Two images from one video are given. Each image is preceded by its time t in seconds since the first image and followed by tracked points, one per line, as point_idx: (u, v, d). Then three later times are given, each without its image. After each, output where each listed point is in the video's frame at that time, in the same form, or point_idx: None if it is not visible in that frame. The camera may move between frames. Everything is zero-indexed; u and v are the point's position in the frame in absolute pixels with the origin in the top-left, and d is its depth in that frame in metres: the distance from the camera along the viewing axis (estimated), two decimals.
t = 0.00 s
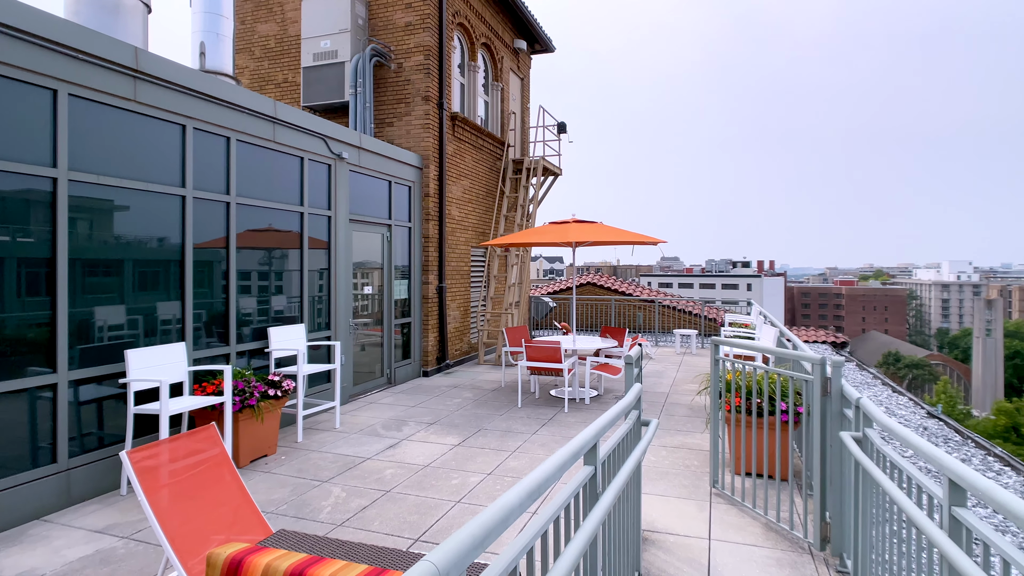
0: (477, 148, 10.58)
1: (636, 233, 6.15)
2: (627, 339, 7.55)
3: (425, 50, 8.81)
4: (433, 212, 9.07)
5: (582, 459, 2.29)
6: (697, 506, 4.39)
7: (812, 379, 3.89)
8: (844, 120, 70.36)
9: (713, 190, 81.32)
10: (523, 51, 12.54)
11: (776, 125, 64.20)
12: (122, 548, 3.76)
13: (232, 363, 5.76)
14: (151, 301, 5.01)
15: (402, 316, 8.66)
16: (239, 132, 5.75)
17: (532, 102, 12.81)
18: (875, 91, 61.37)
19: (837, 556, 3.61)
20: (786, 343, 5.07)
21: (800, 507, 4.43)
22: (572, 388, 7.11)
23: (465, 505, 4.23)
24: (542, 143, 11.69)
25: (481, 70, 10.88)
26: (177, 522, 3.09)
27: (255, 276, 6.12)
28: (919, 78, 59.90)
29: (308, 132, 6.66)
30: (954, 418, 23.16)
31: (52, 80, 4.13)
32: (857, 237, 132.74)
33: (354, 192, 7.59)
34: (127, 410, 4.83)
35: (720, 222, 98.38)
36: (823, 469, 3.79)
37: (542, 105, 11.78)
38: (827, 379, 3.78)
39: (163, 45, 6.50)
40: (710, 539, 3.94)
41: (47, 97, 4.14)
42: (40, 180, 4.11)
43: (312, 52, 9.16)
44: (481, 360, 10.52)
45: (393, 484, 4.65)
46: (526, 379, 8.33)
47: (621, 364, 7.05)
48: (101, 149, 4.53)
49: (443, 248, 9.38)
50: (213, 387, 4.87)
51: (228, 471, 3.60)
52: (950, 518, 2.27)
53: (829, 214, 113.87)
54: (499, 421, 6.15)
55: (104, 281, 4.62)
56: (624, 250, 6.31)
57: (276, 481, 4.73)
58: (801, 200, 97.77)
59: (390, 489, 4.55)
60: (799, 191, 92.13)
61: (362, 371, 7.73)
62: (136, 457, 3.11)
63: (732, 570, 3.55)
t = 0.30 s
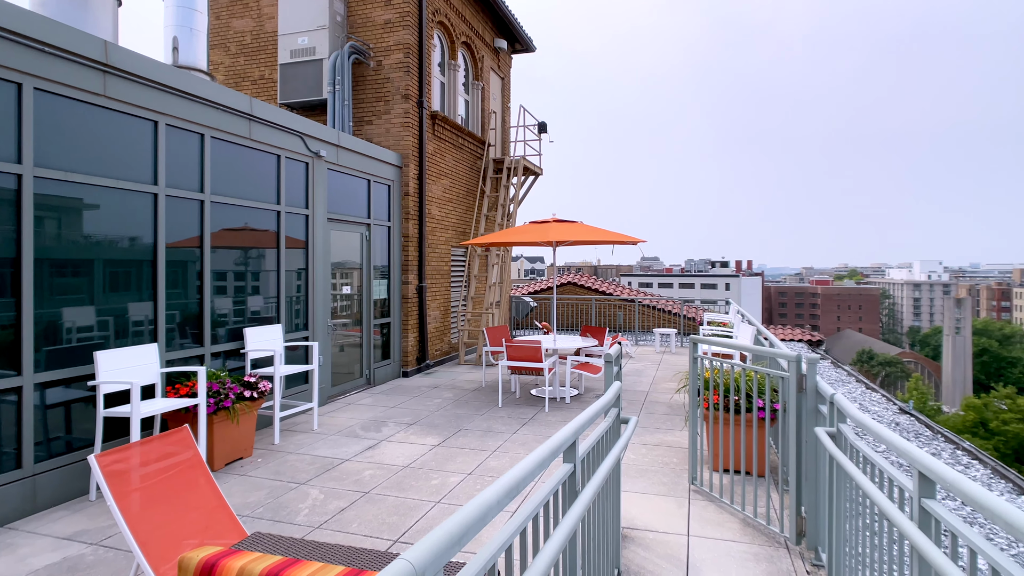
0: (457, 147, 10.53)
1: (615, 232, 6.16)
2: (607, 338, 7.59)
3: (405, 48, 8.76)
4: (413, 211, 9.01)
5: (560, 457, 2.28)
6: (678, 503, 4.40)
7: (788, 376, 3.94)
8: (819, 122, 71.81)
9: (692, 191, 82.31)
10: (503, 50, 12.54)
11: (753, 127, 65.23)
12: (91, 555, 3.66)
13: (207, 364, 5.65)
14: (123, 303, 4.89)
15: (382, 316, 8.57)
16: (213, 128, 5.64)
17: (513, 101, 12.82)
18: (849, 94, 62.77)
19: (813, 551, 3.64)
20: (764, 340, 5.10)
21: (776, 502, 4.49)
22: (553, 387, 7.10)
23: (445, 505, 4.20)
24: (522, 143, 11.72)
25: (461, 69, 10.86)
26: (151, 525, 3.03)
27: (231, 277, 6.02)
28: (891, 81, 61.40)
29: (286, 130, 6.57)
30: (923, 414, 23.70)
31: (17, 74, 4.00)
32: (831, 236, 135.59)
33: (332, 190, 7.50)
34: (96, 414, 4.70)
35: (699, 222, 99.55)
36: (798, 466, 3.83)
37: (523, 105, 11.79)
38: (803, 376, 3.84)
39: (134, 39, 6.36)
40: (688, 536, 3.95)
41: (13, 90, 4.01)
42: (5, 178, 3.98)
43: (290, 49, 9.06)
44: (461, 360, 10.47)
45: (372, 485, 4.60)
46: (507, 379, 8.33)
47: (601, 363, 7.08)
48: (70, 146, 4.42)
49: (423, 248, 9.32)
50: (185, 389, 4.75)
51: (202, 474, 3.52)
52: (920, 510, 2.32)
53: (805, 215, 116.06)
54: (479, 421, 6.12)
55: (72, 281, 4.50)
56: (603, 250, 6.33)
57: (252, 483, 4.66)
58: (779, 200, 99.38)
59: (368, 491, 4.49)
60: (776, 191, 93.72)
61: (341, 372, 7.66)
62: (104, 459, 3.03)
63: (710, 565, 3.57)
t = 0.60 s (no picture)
0: (437, 147, 10.48)
1: (595, 231, 6.17)
2: (587, 337, 7.60)
3: (384, 45, 8.70)
4: (393, 210, 8.95)
5: (538, 455, 2.25)
6: (657, 500, 4.43)
7: (764, 373, 3.98)
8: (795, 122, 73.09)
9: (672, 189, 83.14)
10: (483, 50, 12.52)
11: (732, 127, 66.14)
12: (58, 562, 3.56)
13: (180, 366, 5.53)
14: (92, 303, 4.76)
15: (362, 316, 8.49)
16: (186, 125, 5.54)
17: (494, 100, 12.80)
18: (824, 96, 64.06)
19: (788, 545, 3.69)
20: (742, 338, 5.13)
21: (754, 499, 4.53)
22: (534, 386, 7.09)
23: (424, 505, 4.16)
24: (503, 143, 11.71)
25: (441, 67, 10.80)
26: (121, 532, 2.95)
27: (206, 277, 5.91)
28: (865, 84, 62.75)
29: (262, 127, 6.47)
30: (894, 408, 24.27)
31: None
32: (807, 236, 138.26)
33: (309, 188, 7.41)
34: (63, 418, 4.56)
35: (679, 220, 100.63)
36: (775, 462, 3.87)
37: (503, 104, 11.78)
38: (780, 373, 3.88)
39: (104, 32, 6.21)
40: (668, 532, 3.98)
41: None
42: None
43: (266, 45, 8.94)
44: (442, 360, 10.44)
45: (351, 487, 4.54)
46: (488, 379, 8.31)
47: (581, 362, 7.08)
48: (37, 143, 4.29)
49: (402, 248, 9.25)
50: (157, 392, 4.63)
51: (174, 477, 3.42)
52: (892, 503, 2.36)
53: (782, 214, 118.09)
54: (459, 421, 6.09)
55: (39, 281, 4.37)
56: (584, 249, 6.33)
57: (227, 486, 4.57)
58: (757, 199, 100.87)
59: (346, 493, 4.43)
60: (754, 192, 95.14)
61: (319, 373, 7.57)
62: (72, 464, 2.94)
63: (689, 562, 3.59)
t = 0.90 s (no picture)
0: (417, 146, 10.42)
1: (576, 231, 6.17)
2: (568, 336, 7.61)
3: (363, 43, 8.63)
4: (372, 209, 8.87)
5: (516, 453, 2.24)
6: (636, 498, 4.46)
7: (742, 370, 4.02)
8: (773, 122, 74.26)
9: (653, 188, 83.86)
10: (464, 49, 12.50)
11: (712, 129, 66.94)
12: (22, 571, 3.44)
13: (153, 368, 5.40)
14: (61, 303, 4.63)
15: (341, 316, 8.40)
16: (160, 122, 5.42)
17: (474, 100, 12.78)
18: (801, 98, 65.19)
19: (765, 540, 3.73)
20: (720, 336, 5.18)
21: (731, 495, 4.58)
22: (515, 386, 7.07)
23: (403, 507, 4.12)
24: (484, 142, 11.70)
25: (421, 66, 10.75)
26: (90, 537, 2.87)
27: (181, 277, 5.80)
28: (840, 88, 64.05)
29: (238, 125, 6.36)
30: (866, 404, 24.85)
31: None
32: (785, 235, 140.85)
33: (286, 187, 7.30)
34: (29, 422, 4.43)
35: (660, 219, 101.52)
36: (752, 459, 3.91)
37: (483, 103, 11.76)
38: (756, 370, 3.93)
39: (73, 26, 6.07)
40: (647, 530, 4.00)
41: None
42: None
43: (242, 42, 8.82)
44: (422, 360, 10.37)
45: (328, 489, 4.47)
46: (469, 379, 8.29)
47: (562, 361, 7.07)
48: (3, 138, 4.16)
49: (382, 248, 9.18)
50: (129, 395, 4.52)
51: (146, 482, 3.33)
52: (865, 497, 2.40)
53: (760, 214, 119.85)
54: (440, 421, 6.06)
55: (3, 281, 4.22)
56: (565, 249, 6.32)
57: (201, 490, 4.48)
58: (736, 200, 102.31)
59: (324, 495, 4.37)
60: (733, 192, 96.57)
61: (297, 374, 7.46)
62: (37, 469, 2.84)
63: (668, 559, 3.62)
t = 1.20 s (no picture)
0: (397, 145, 10.37)
1: (557, 231, 6.17)
2: (549, 336, 7.63)
3: (342, 40, 8.56)
4: (351, 209, 8.80)
5: (495, 451, 2.22)
6: (615, 495, 4.48)
7: (720, 368, 4.07)
8: (752, 123, 75.34)
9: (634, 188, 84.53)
10: (445, 48, 12.46)
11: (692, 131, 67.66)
12: None
13: (124, 370, 5.27)
14: (27, 305, 4.49)
15: (319, 317, 8.30)
16: (132, 119, 5.31)
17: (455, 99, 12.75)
18: (779, 100, 66.24)
19: (741, 536, 3.78)
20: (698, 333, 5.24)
21: (709, 491, 4.62)
22: (495, 385, 7.06)
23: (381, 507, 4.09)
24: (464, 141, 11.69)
25: (401, 64, 10.68)
26: (57, 542, 2.79)
27: (155, 277, 5.69)
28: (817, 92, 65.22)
29: (213, 122, 6.25)
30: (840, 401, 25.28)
31: None
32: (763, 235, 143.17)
33: (263, 185, 7.19)
34: None
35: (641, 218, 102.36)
36: (729, 456, 3.95)
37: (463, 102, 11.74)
38: (734, 369, 3.99)
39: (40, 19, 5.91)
40: (626, 527, 4.01)
41: None
42: None
43: (217, 37, 8.70)
44: (402, 360, 10.29)
45: (306, 491, 4.41)
46: (449, 379, 8.25)
47: (542, 361, 7.06)
48: None
49: (361, 247, 9.09)
50: (97, 397, 4.40)
51: (117, 488, 3.23)
52: (837, 491, 2.44)
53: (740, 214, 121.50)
54: (420, 421, 6.02)
55: None
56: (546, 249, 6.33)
57: (174, 494, 4.39)
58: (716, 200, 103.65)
59: (302, 497, 4.31)
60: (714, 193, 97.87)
61: (274, 376, 7.36)
62: None
63: (647, 555, 3.64)
